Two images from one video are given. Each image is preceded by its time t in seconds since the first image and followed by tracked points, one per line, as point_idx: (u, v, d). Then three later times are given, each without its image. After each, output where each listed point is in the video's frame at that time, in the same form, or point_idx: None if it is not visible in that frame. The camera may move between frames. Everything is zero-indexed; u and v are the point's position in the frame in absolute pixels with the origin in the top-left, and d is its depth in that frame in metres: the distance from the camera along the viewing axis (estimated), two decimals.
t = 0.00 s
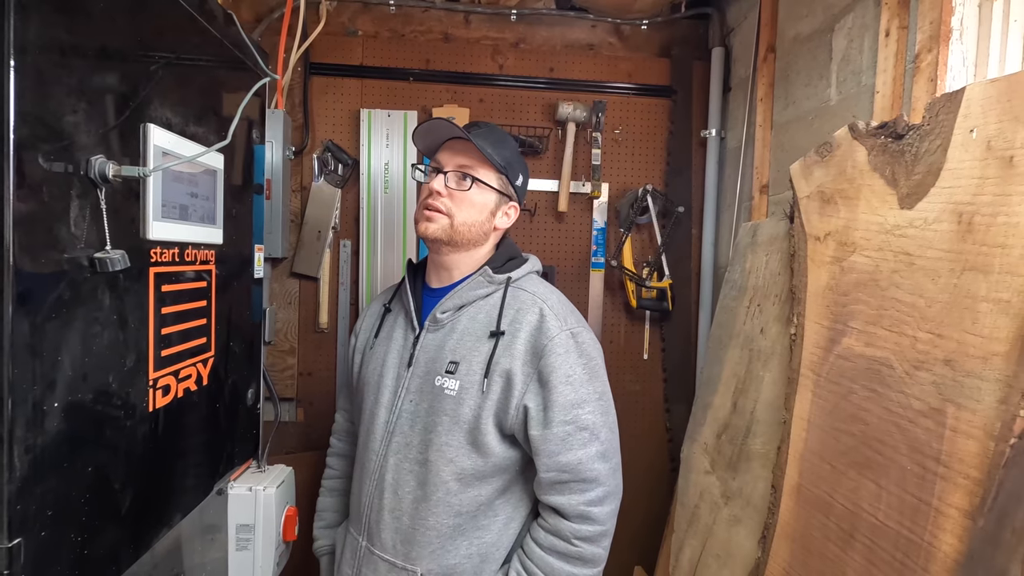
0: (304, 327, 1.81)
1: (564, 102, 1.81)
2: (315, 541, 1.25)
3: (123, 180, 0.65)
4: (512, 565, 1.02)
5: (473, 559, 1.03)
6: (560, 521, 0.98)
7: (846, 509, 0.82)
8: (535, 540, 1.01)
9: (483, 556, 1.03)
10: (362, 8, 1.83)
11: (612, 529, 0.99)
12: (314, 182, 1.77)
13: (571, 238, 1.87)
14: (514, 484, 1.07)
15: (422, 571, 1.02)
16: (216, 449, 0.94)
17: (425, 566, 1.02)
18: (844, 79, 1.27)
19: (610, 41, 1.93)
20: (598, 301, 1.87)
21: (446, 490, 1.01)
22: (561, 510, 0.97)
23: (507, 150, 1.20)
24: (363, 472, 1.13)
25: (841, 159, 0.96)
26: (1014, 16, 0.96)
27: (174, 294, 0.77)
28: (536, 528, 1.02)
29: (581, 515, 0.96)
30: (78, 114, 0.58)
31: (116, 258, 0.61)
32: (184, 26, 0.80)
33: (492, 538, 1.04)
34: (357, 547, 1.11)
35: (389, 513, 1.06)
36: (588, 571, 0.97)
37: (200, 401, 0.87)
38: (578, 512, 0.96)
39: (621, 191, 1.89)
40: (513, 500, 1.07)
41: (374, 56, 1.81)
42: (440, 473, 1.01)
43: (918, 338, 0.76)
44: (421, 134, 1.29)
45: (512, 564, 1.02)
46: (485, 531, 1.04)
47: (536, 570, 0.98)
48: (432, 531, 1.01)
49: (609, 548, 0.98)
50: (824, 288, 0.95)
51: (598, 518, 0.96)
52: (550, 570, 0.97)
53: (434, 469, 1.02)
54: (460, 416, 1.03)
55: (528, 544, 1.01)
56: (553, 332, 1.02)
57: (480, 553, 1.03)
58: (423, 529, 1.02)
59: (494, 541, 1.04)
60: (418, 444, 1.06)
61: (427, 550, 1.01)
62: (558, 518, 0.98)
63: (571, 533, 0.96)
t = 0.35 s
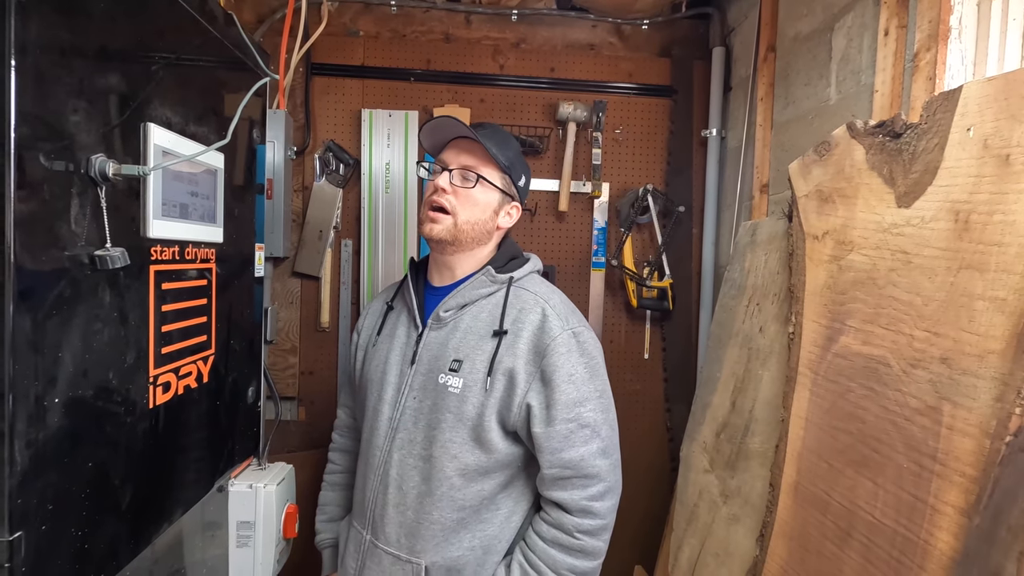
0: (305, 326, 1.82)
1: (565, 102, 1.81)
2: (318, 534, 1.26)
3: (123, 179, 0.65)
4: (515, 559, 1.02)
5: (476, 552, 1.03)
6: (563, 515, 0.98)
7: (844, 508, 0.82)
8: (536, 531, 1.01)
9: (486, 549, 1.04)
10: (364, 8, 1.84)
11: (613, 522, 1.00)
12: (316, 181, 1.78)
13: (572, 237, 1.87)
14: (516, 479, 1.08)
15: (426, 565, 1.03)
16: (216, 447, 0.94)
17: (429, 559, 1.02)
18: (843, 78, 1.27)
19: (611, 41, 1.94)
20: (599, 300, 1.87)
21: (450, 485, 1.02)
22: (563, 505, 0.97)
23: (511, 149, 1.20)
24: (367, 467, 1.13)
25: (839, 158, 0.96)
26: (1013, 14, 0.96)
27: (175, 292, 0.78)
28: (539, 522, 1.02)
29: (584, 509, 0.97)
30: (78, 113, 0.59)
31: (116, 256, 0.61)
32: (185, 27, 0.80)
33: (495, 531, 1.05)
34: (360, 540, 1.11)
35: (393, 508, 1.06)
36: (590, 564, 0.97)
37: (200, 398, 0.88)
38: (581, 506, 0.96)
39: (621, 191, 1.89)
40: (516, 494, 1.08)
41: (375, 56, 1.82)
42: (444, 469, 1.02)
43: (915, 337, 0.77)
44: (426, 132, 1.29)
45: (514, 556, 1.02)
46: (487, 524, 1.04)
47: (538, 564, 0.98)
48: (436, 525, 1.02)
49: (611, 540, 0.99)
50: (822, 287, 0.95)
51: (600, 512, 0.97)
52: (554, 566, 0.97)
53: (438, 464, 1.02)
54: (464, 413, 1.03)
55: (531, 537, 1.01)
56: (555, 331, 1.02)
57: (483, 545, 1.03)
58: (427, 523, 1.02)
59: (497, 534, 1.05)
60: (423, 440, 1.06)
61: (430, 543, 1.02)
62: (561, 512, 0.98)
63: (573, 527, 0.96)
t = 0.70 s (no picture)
0: (308, 323, 1.82)
1: (567, 100, 1.81)
2: (338, 510, 1.27)
3: (130, 171, 0.66)
4: (526, 529, 1.08)
5: (490, 525, 1.08)
6: (569, 490, 1.03)
7: (844, 501, 0.83)
8: (546, 506, 1.06)
9: (499, 522, 1.08)
10: (366, 7, 1.85)
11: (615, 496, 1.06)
12: (318, 179, 1.79)
13: (573, 235, 1.88)
14: (526, 458, 1.12)
15: (444, 538, 1.07)
16: (221, 440, 0.95)
17: (448, 532, 1.07)
18: (845, 75, 1.27)
19: (613, 39, 1.94)
20: (600, 298, 1.87)
21: (465, 466, 1.07)
22: (570, 482, 1.02)
23: (510, 145, 1.22)
24: (385, 451, 1.16)
25: (840, 154, 0.96)
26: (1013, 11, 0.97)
27: (180, 285, 0.79)
28: (546, 497, 1.07)
29: (588, 485, 1.02)
30: (86, 107, 0.59)
31: (123, 247, 0.62)
32: (192, 23, 0.81)
33: (507, 506, 1.09)
34: (382, 517, 1.14)
35: (411, 488, 1.10)
36: (595, 533, 1.03)
37: (205, 391, 0.88)
38: (586, 482, 1.02)
39: (623, 189, 1.89)
40: (526, 471, 1.13)
41: (378, 55, 1.83)
42: (459, 452, 1.06)
43: (915, 330, 0.77)
44: (428, 130, 1.31)
45: (526, 527, 1.08)
46: (500, 499, 1.09)
47: (548, 535, 1.03)
48: (453, 501, 1.07)
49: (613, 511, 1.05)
50: (823, 282, 0.96)
51: (604, 488, 1.02)
52: (562, 536, 1.02)
53: (453, 447, 1.07)
54: (476, 400, 1.07)
55: (541, 510, 1.06)
56: (560, 323, 1.06)
57: (497, 520, 1.08)
58: (445, 500, 1.07)
59: (509, 507, 1.10)
60: (438, 426, 1.10)
61: (448, 518, 1.07)
62: (568, 488, 1.04)
63: (579, 501, 1.02)
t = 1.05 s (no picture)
0: (318, 323, 1.82)
1: (577, 101, 1.81)
2: (364, 498, 1.30)
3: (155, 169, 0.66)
4: (549, 519, 1.10)
5: (515, 513, 1.10)
6: (587, 480, 1.05)
7: (866, 502, 0.82)
8: (565, 495, 1.08)
9: (523, 511, 1.11)
10: (376, 7, 1.85)
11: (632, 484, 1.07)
12: (328, 179, 1.77)
13: (583, 236, 1.87)
14: (549, 449, 1.14)
15: (473, 526, 1.10)
16: (239, 439, 0.95)
17: (475, 521, 1.10)
18: (860, 76, 1.27)
19: (623, 39, 1.94)
20: (610, 299, 1.87)
21: (489, 459, 1.08)
22: (587, 472, 1.04)
23: (475, 140, 1.23)
24: (412, 443, 1.18)
25: (859, 154, 0.96)
26: None
27: (200, 283, 0.78)
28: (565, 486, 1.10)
29: (604, 474, 1.04)
30: (113, 104, 0.59)
31: (149, 245, 0.61)
32: (213, 21, 0.81)
33: (530, 495, 1.12)
34: (412, 507, 1.16)
35: (439, 479, 1.12)
36: (613, 521, 1.05)
37: (224, 389, 0.88)
38: (602, 472, 1.04)
39: (632, 190, 1.89)
40: (547, 462, 1.14)
41: (388, 55, 1.83)
42: (484, 445, 1.08)
43: (939, 331, 0.76)
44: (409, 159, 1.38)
45: (548, 516, 1.10)
46: (524, 489, 1.11)
47: (570, 524, 1.05)
48: (479, 492, 1.09)
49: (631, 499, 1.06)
50: (842, 282, 0.95)
51: (620, 478, 1.04)
52: (581, 523, 1.04)
53: (478, 441, 1.08)
54: (499, 396, 1.08)
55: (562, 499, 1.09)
56: (575, 321, 1.07)
57: (521, 508, 1.11)
58: (473, 490, 1.09)
59: (532, 497, 1.12)
60: (463, 420, 1.11)
61: (476, 507, 1.09)
62: (586, 478, 1.06)
63: (596, 490, 1.03)
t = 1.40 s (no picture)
0: (328, 328, 1.81)
1: (590, 104, 1.79)
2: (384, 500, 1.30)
3: (181, 177, 0.64)
4: (555, 525, 1.02)
5: (521, 515, 1.04)
6: (589, 480, 0.97)
7: (901, 517, 0.81)
8: (569, 499, 1.01)
9: (531, 513, 1.04)
10: (388, 9, 1.83)
11: (640, 486, 0.97)
12: (340, 182, 1.76)
13: (596, 240, 1.86)
14: (561, 450, 1.07)
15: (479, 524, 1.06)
16: (257, 447, 0.94)
17: (482, 517, 1.05)
18: (881, 80, 1.25)
19: (635, 42, 1.92)
20: (622, 303, 1.85)
21: (496, 452, 1.05)
22: (586, 469, 0.97)
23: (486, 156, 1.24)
24: (429, 442, 1.17)
25: (887, 161, 0.94)
26: None
27: (223, 292, 0.77)
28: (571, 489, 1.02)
29: (605, 473, 0.95)
30: (139, 111, 0.57)
31: (176, 255, 0.61)
32: (233, 24, 0.79)
33: (538, 497, 1.05)
34: (424, 503, 1.15)
35: (450, 474, 1.10)
36: (619, 526, 0.95)
37: (244, 399, 0.87)
38: (602, 470, 0.95)
39: (645, 193, 1.87)
40: (558, 465, 1.07)
41: (400, 58, 1.81)
42: (490, 437, 1.05)
43: (977, 342, 0.74)
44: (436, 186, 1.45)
45: (554, 523, 1.02)
46: (531, 491, 1.04)
47: (573, 529, 0.98)
48: (486, 487, 1.05)
49: (638, 504, 0.96)
50: (871, 291, 0.93)
51: (621, 477, 0.95)
52: (584, 528, 0.96)
53: (485, 433, 1.06)
54: (507, 388, 1.06)
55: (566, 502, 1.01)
56: (580, 313, 1.03)
57: (528, 510, 1.04)
58: (480, 484, 1.05)
59: (541, 498, 1.05)
60: (474, 413, 1.10)
61: (483, 503, 1.05)
62: (588, 478, 0.98)
63: (596, 490, 0.95)
